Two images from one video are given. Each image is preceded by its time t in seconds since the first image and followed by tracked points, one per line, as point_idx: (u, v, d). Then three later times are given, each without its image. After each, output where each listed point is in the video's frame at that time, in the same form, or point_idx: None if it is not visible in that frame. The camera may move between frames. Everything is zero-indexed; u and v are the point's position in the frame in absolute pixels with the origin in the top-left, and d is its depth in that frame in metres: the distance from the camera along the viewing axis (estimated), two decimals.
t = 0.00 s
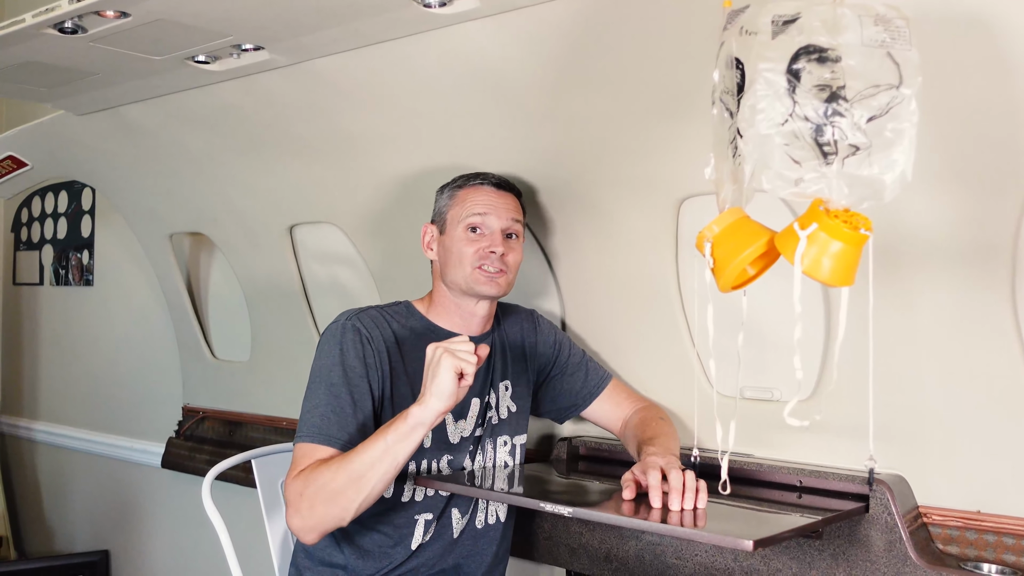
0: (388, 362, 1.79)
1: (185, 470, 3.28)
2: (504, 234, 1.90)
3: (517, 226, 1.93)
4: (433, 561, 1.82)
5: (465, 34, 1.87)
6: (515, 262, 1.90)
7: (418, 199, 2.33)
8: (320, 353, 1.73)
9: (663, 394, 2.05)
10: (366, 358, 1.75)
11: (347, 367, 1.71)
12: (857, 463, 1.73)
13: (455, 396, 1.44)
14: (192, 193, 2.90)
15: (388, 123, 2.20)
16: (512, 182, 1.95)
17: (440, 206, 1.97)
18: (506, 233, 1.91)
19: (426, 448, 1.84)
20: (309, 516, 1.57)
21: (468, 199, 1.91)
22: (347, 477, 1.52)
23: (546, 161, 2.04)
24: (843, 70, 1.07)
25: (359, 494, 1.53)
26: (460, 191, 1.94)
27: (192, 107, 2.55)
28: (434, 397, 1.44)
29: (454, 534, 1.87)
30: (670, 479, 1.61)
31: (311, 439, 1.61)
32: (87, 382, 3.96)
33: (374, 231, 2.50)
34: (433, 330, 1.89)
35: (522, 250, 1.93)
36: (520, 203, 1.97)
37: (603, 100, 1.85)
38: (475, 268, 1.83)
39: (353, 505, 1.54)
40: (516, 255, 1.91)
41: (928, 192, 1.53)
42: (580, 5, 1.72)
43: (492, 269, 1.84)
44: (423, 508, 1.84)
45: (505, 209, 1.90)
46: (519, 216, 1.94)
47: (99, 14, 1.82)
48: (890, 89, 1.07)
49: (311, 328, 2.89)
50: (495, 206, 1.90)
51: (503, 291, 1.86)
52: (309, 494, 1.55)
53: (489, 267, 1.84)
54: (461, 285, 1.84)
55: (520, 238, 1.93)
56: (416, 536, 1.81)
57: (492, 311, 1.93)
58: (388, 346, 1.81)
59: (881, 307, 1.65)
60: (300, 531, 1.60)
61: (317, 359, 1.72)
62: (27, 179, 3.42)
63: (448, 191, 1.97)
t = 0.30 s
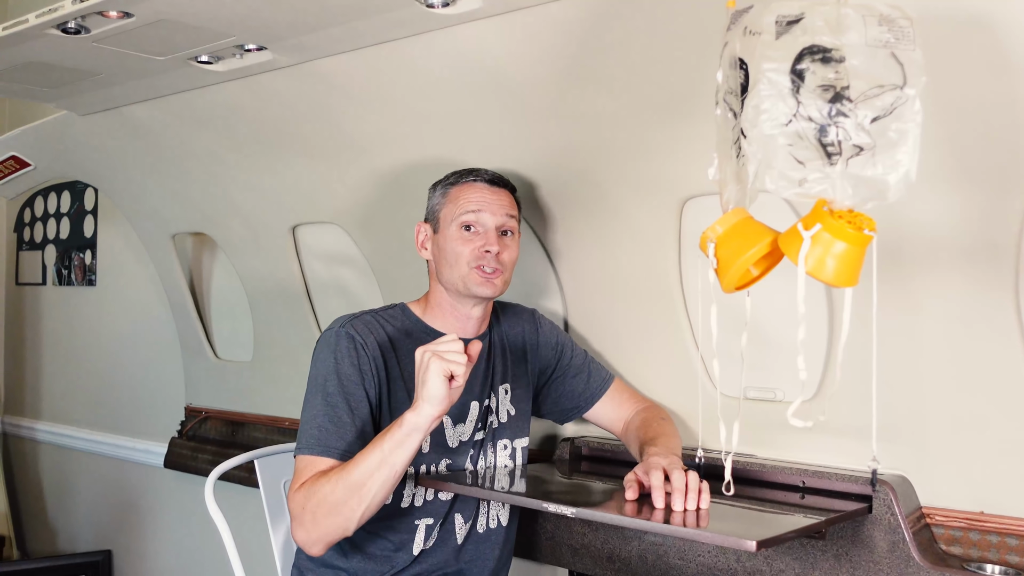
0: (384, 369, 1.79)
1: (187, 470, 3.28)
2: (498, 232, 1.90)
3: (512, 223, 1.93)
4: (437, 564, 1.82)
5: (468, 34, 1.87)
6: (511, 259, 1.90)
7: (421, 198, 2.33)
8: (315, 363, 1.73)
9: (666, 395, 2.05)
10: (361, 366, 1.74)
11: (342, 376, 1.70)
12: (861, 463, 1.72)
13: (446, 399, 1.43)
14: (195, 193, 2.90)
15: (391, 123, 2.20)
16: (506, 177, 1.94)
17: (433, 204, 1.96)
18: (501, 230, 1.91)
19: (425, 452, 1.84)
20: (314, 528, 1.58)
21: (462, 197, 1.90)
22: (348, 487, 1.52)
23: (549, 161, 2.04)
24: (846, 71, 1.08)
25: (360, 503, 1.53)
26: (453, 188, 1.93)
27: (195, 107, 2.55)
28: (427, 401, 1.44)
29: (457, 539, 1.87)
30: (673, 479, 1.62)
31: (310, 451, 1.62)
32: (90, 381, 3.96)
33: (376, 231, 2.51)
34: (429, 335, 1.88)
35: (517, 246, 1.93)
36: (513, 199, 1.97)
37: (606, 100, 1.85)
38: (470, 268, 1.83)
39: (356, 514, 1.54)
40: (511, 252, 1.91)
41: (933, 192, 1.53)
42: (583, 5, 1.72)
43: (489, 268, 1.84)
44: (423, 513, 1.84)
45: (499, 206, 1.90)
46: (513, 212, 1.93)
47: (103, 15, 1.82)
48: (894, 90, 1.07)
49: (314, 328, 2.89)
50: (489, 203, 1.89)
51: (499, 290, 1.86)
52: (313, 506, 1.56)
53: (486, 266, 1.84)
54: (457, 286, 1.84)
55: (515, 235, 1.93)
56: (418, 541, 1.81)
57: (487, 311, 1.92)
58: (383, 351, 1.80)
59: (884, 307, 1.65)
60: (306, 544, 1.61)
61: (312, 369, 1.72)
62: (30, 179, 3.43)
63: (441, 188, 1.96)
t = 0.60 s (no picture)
0: (382, 380, 1.78)
1: (190, 469, 3.29)
2: (504, 243, 1.83)
3: (519, 232, 1.86)
4: None
5: (471, 33, 1.87)
6: (516, 272, 1.85)
7: (423, 197, 2.33)
8: (311, 381, 1.72)
9: (668, 394, 2.05)
10: (359, 380, 1.73)
11: (340, 393, 1.69)
12: (862, 460, 1.72)
13: (427, 465, 1.38)
14: (197, 192, 2.91)
15: (394, 122, 2.20)
16: (514, 182, 1.86)
17: (438, 206, 1.90)
18: (507, 240, 1.85)
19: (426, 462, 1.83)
20: (319, 557, 1.61)
21: (467, 205, 1.83)
22: (345, 525, 1.54)
23: (551, 160, 2.04)
24: (849, 68, 1.07)
25: (357, 540, 1.54)
26: (458, 193, 1.86)
27: (198, 106, 2.55)
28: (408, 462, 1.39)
29: (464, 549, 1.87)
30: (675, 477, 1.62)
31: (314, 472, 1.64)
32: (93, 381, 3.96)
33: (378, 229, 2.51)
34: (430, 342, 1.85)
35: (523, 256, 1.87)
36: (522, 205, 1.89)
37: (607, 99, 1.85)
38: (473, 283, 1.78)
39: (356, 549, 1.56)
40: (516, 263, 1.85)
41: (934, 191, 1.53)
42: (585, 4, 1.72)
43: (492, 283, 1.79)
44: (426, 521, 1.84)
45: (506, 217, 1.83)
46: (521, 220, 1.86)
47: (106, 14, 1.83)
48: (897, 86, 1.07)
49: (316, 327, 2.90)
50: (495, 213, 1.82)
51: (502, 305, 1.82)
52: (316, 538, 1.59)
53: (488, 281, 1.79)
54: (459, 298, 1.80)
55: (522, 245, 1.87)
56: (420, 551, 1.82)
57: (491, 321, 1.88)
58: (382, 362, 1.79)
59: (886, 306, 1.65)
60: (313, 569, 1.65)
61: (310, 385, 1.71)
62: (33, 178, 3.43)
63: (446, 190, 1.89)
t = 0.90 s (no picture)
0: (383, 391, 1.77)
1: (190, 469, 3.29)
2: (505, 260, 1.79)
3: (521, 246, 1.81)
4: None
5: (470, 31, 1.87)
6: (518, 288, 1.81)
7: (422, 196, 2.33)
8: (311, 396, 1.71)
9: (667, 393, 2.05)
10: (360, 393, 1.73)
11: (343, 407, 1.69)
12: (860, 460, 1.72)
13: (491, 448, 1.53)
14: (197, 192, 2.91)
15: (392, 120, 2.20)
16: (515, 194, 1.80)
17: (436, 217, 1.84)
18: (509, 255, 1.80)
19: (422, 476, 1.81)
20: (343, 568, 1.62)
21: (467, 221, 1.77)
22: (383, 530, 1.57)
23: (550, 159, 2.04)
24: (845, 66, 1.07)
25: (393, 540, 1.59)
26: (457, 205, 1.80)
27: (197, 105, 2.55)
28: (473, 448, 1.52)
29: (462, 557, 1.87)
30: (673, 477, 1.61)
31: (321, 490, 1.64)
32: (94, 380, 3.97)
33: (378, 229, 2.51)
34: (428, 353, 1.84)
35: (524, 269, 1.83)
36: (523, 216, 1.83)
37: (607, 98, 1.85)
38: (473, 303, 1.75)
39: (389, 551, 1.60)
40: (518, 277, 1.81)
41: (934, 190, 1.52)
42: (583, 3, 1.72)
43: (493, 303, 1.76)
44: (423, 532, 1.83)
45: (507, 234, 1.78)
46: (523, 234, 1.81)
47: (104, 13, 1.83)
48: (893, 85, 1.06)
49: (315, 327, 2.90)
50: (496, 230, 1.77)
51: (502, 321, 1.80)
52: (343, 551, 1.60)
53: (489, 301, 1.76)
54: (458, 316, 1.78)
55: (523, 259, 1.82)
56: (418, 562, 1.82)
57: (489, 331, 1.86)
58: (381, 374, 1.78)
59: (885, 305, 1.65)
60: None
61: (309, 400, 1.71)
62: (33, 178, 3.43)
63: (444, 201, 1.82)
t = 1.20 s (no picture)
0: (385, 389, 1.77)
1: (191, 468, 3.30)
2: (508, 260, 1.79)
3: (524, 246, 1.82)
4: None
5: (469, 31, 1.87)
6: (520, 288, 1.81)
7: (421, 196, 2.33)
8: (313, 395, 1.70)
9: (666, 393, 2.05)
10: (362, 391, 1.72)
11: (345, 406, 1.68)
12: (856, 460, 1.72)
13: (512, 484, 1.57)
14: (197, 192, 2.91)
15: (392, 121, 2.20)
16: (518, 194, 1.80)
17: (439, 215, 1.84)
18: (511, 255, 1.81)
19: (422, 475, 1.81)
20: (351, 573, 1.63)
21: (469, 221, 1.77)
22: (397, 542, 1.59)
23: (549, 159, 2.04)
24: (842, 66, 1.07)
25: (402, 553, 1.61)
26: (461, 205, 1.80)
27: (197, 106, 2.55)
28: (498, 475, 1.56)
29: (462, 556, 1.88)
30: (670, 479, 1.61)
31: (322, 490, 1.64)
32: (94, 380, 3.97)
33: (377, 229, 2.51)
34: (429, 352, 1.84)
35: (527, 270, 1.83)
36: (527, 215, 1.83)
37: (606, 98, 1.85)
38: (475, 302, 1.76)
39: (399, 560, 1.62)
40: (520, 277, 1.82)
41: (933, 190, 1.52)
42: (582, 3, 1.72)
43: (494, 303, 1.76)
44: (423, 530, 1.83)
45: (509, 234, 1.78)
46: (525, 234, 1.81)
47: (104, 13, 1.83)
48: (890, 85, 1.06)
49: (315, 327, 2.90)
50: (499, 230, 1.77)
51: (504, 321, 1.80)
52: (353, 556, 1.60)
53: (491, 301, 1.76)
54: (460, 316, 1.78)
55: (526, 258, 1.83)
56: (419, 562, 1.82)
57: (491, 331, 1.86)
58: (383, 373, 1.77)
59: (884, 305, 1.65)
60: None
61: (311, 397, 1.70)
62: (34, 178, 3.44)
63: (447, 200, 1.82)
